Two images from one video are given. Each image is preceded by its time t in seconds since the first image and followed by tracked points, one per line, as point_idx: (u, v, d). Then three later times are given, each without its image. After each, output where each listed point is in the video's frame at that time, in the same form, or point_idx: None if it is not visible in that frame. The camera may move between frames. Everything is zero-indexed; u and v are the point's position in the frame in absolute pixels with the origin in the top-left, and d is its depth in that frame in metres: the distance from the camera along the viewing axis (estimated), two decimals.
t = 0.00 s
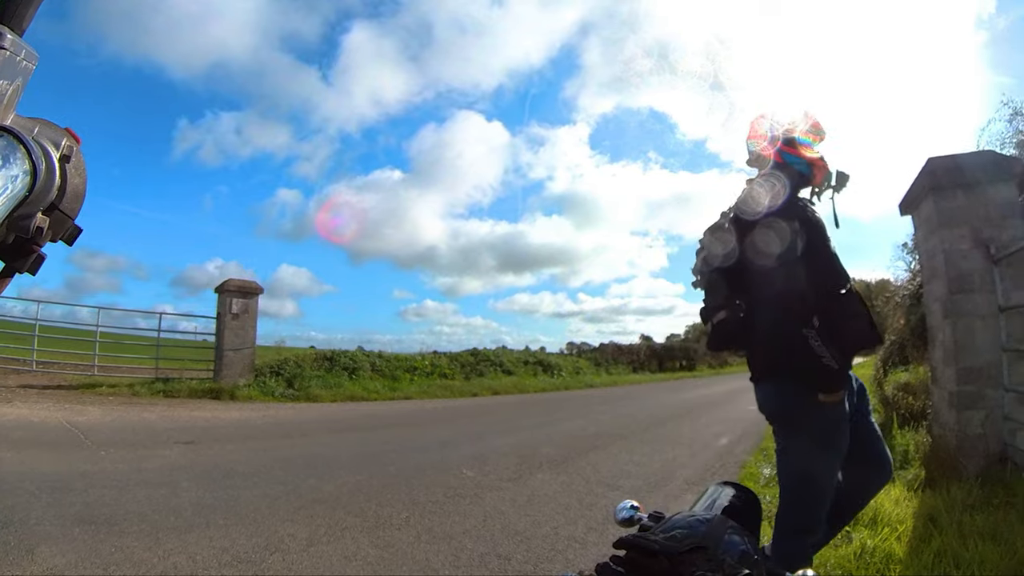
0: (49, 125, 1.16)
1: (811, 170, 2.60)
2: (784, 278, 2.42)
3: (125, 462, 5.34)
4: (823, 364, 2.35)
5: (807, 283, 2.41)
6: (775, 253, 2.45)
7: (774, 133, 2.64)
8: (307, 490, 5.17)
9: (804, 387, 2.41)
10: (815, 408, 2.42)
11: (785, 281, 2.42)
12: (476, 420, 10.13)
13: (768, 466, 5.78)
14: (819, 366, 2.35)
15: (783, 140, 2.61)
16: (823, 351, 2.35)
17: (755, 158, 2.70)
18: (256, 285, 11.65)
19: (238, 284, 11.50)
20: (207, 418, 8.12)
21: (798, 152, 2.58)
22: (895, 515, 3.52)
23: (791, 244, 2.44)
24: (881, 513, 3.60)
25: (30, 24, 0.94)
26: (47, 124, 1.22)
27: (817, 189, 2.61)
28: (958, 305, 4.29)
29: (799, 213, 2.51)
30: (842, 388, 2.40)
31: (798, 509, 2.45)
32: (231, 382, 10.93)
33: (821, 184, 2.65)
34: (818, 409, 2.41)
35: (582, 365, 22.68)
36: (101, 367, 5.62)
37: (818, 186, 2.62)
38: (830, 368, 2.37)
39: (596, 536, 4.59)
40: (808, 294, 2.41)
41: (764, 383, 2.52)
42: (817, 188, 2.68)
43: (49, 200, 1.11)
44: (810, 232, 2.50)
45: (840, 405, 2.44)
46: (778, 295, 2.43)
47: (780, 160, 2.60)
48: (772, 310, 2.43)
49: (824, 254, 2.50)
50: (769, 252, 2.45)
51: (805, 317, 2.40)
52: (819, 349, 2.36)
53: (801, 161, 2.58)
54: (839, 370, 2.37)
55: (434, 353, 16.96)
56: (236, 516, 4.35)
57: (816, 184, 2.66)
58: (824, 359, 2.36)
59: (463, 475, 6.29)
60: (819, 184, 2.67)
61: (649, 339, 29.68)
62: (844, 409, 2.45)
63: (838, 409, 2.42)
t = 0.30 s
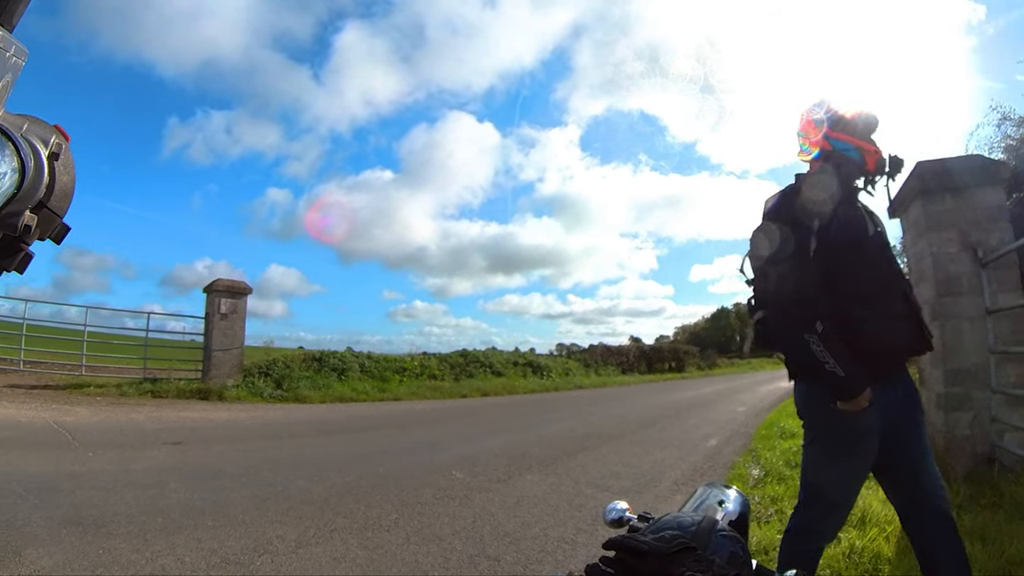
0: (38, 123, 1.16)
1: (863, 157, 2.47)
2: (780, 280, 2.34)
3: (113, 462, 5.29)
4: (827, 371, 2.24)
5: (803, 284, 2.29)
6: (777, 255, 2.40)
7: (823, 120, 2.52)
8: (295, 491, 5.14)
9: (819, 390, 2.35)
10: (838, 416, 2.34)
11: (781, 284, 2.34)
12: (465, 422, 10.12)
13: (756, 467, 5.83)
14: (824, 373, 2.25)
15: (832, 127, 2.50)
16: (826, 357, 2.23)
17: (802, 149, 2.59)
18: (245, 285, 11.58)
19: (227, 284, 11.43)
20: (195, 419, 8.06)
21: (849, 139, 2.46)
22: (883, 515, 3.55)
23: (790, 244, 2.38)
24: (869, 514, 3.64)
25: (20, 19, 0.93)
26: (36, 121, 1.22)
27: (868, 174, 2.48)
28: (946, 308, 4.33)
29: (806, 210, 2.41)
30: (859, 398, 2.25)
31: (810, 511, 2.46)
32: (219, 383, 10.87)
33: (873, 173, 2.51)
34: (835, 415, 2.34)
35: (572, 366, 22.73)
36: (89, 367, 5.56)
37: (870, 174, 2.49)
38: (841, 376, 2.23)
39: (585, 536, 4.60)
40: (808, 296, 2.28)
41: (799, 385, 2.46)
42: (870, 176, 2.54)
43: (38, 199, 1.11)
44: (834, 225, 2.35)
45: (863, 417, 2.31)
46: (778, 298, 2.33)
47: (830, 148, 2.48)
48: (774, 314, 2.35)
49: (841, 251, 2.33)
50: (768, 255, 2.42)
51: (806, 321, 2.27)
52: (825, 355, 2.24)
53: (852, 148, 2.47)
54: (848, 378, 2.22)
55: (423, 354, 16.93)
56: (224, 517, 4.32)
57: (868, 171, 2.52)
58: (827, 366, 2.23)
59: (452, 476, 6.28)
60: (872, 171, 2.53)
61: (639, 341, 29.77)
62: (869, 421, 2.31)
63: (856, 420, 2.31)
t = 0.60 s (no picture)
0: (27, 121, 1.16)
1: (918, 144, 2.45)
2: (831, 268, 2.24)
3: (101, 462, 5.24)
4: (884, 357, 2.06)
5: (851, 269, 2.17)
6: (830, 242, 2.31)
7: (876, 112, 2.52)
8: (284, 492, 5.10)
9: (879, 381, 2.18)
10: (898, 411, 2.16)
11: (831, 271, 2.24)
12: (455, 423, 10.10)
13: (744, 468, 5.86)
14: (880, 359, 2.07)
15: (886, 117, 2.49)
16: (881, 341, 2.07)
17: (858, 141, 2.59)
18: (233, 285, 11.51)
19: (216, 283, 11.35)
20: (183, 419, 7.99)
21: (904, 127, 2.45)
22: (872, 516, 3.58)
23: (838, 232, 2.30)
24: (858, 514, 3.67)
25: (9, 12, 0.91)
26: (25, 118, 1.22)
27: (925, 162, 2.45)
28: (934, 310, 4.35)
29: (862, 195, 2.34)
30: (921, 388, 2.06)
31: (876, 522, 2.26)
32: (207, 383, 10.78)
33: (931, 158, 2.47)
34: (899, 409, 2.16)
35: (562, 367, 22.75)
36: (76, 367, 5.49)
37: (929, 160, 2.45)
38: (900, 363, 2.05)
39: (575, 537, 4.61)
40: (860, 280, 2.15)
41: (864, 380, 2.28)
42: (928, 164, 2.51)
43: (25, 197, 1.11)
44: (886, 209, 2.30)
45: (930, 411, 2.12)
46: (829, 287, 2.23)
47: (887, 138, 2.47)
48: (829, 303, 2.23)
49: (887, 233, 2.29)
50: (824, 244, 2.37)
51: (859, 304, 2.12)
52: (882, 339, 2.07)
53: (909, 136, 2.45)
54: (907, 364, 2.03)
55: (413, 355, 16.88)
56: (212, 519, 4.28)
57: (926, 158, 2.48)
58: (884, 350, 2.06)
59: (441, 477, 6.26)
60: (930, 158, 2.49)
61: (628, 342, 29.83)
62: (936, 415, 2.12)
63: (923, 414, 2.12)
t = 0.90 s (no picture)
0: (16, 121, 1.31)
1: (955, 126, 2.33)
2: (865, 248, 2.21)
3: (89, 463, 5.18)
4: (919, 333, 2.03)
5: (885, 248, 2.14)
6: (864, 222, 2.28)
7: (910, 96, 2.42)
8: (272, 494, 5.06)
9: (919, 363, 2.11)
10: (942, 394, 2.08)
11: (866, 250, 2.20)
12: (444, 424, 10.08)
13: (733, 469, 5.89)
14: (916, 336, 2.04)
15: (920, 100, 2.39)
16: (917, 318, 2.04)
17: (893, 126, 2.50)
18: (222, 284, 11.42)
19: (205, 283, 11.27)
20: (170, 420, 7.92)
21: (938, 109, 2.34)
22: (861, 517, 3.61)
23: (872, 210, 2.27)
24: (847, 515, 3.69)
25: None
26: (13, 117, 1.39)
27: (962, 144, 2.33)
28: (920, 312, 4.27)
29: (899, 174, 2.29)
30: (962, 363, 2.00)
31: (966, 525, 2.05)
32: (196, 384, 10.69)
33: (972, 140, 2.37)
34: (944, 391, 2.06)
35: (551, 368, 22.76)
36: (64, 367, 5.43)
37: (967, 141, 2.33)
38: (937, 338, 2.01)
39: (565, 539, 4.61)
40: (896, 257, 2.12)
41: (900, 366, 2.22)
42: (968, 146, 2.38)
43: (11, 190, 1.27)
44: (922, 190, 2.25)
45: (976, 384, 2.04)
46: (864, 268, 2.20)
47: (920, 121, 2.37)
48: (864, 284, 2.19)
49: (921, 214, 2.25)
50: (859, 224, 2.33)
51: (893, 282, 2.10)
52: (917, 315, 2.04)
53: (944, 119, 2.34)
54: (946, 338, 1.99)
55: (402, 356, 16.83)
56: (200, 521, 4.24)
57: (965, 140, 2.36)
58: (921, 327, 2.02)
59: (430, 478, 6.24)
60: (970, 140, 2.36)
61: (618, 343, 29.90)
62: (984, 388, 2.04)
63: (971, 390, 2.03)
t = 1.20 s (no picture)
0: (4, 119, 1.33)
1: (977, 112, 2.27)
2: (895, 246, 2.14)
3: (76, 464, 5.13)
4: (957, 338, 1.97)
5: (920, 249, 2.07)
6: (895, 218, 2.21)
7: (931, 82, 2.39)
8: (261, 495, 5.04)
9: (952, 370, 2.04)
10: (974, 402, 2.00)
11: (897, 250, 2.13)
12: (434, 425, 10.06)
13: (722, 470, 5.92)
14: (953, 340, 1.97)
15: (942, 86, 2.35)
16: (957, 323, 1.97)
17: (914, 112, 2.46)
18: (211, 284, 11.34)
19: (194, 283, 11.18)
20: (158, 420, 7.85)
21: (960, 93, 2.30)
22: (849, 517, 3.63)
23: (903, 205, 2.20)
24: (835, 516, 3.72)
25: None
26: (4, 115, 1.41)
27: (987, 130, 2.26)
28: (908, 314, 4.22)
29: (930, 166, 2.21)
30: (1000, 371, 1.94)
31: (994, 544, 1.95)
32: (184, 384, 10.61)
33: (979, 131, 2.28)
34: (977, 400, 1.98)
35: (541, 369, 22.77)
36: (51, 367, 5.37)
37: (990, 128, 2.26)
38: (975, 344, 1.95)
39: (554, 540, 4.61)
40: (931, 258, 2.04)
41: (927, 370, 2.16)
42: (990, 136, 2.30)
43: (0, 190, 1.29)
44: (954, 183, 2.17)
45: (1014, 394, 1.95)
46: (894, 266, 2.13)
47: (943, 106, 2.32)
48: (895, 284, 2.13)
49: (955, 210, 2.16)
50: (883, 219, 2.28)
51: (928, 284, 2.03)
52: (955, 320, 1.98)
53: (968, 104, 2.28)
54: (984, 345, 1.93)
55: (392, 357, 16.77)
56: (189, 522, 4.21)
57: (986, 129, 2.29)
58: (961, 332, 1.96)
59: (419, 480, 6.23)
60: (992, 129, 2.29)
61: (607, 344, 29.99)
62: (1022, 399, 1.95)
63: (1006, 399, 1.95)
